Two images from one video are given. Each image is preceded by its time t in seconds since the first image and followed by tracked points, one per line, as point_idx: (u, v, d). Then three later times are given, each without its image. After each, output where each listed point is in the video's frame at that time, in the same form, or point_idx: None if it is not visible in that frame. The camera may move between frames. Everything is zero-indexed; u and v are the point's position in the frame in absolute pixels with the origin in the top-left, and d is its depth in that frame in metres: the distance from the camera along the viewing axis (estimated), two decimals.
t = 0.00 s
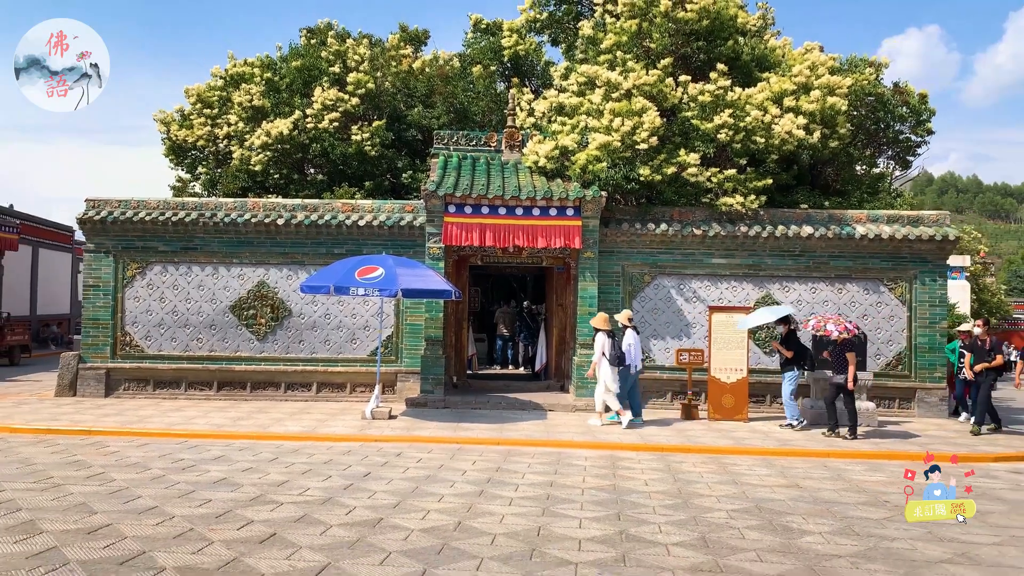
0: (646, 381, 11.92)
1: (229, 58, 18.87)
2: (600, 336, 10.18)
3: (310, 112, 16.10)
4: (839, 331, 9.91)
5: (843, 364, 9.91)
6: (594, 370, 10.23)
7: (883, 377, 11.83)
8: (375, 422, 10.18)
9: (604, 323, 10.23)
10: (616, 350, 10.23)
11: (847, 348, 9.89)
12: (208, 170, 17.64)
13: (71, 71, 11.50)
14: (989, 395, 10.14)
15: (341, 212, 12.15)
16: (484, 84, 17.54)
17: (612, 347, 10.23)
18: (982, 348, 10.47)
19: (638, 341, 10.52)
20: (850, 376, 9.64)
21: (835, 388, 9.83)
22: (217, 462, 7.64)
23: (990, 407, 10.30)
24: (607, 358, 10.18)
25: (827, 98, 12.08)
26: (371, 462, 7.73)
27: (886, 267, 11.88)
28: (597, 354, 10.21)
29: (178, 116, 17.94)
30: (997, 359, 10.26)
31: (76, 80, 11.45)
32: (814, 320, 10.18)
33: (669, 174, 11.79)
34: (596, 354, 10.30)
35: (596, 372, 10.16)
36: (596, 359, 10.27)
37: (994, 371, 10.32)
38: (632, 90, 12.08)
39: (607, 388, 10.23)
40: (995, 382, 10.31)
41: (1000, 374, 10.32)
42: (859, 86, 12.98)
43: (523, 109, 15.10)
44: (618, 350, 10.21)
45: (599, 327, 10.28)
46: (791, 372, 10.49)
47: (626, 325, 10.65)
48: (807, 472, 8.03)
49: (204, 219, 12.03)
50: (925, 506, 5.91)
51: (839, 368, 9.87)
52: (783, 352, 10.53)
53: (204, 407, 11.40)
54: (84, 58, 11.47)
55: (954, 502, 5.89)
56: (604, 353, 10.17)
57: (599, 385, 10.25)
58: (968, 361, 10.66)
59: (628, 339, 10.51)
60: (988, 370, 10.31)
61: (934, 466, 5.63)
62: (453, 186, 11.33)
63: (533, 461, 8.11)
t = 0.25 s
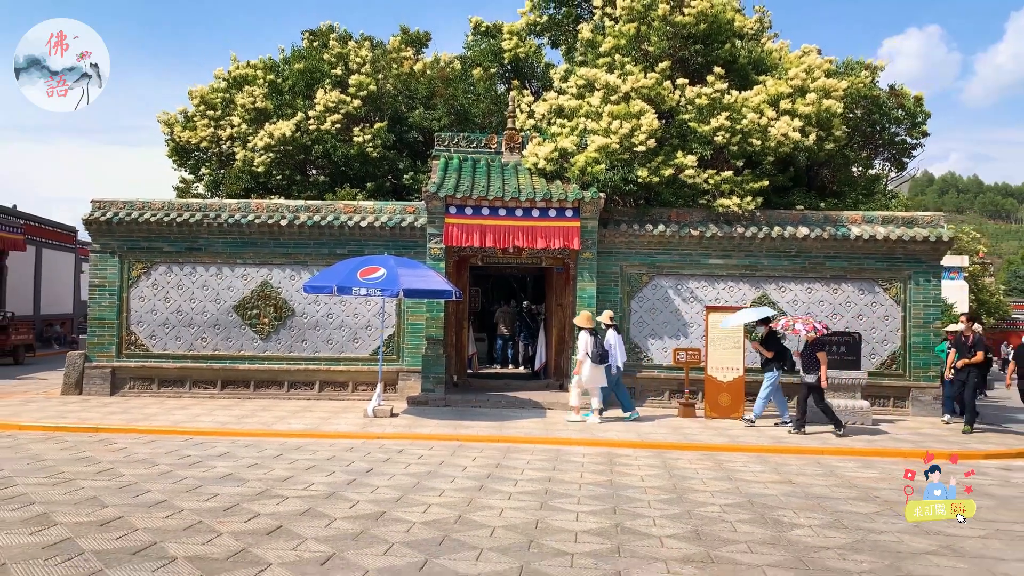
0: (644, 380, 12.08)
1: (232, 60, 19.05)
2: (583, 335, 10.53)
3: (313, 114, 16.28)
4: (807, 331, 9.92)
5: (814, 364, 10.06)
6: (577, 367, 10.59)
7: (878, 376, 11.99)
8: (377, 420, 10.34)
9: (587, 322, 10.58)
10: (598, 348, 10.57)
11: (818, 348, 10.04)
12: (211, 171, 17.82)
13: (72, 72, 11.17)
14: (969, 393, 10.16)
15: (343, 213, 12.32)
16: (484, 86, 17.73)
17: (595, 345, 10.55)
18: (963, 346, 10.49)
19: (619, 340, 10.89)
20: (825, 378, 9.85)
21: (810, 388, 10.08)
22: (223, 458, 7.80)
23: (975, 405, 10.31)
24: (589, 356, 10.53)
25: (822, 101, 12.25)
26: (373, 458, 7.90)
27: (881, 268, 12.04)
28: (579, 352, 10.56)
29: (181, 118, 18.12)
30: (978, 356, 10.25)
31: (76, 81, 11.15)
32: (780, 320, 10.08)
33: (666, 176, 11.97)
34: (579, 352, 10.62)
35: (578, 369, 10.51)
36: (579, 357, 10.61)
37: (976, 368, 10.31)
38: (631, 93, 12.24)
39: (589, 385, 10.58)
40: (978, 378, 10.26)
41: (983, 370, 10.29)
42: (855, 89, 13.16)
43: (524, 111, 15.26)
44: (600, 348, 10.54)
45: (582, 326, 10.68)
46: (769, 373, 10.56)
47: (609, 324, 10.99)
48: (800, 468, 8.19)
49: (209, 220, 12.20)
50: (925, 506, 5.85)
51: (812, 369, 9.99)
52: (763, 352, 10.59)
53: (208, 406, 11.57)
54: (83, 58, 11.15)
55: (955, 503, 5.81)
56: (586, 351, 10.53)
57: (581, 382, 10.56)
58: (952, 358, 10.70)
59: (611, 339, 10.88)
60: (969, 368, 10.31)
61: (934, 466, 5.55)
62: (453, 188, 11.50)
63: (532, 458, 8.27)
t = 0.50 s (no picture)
0: (643, 380, 12.22)
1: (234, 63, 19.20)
2: (566, 336, 10.74)
3: (315, 116, 16.42)
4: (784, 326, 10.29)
5: (793, 361, 10.29)
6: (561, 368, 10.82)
7: (875, 376, 12.14)
8: (379, 419, 10.49)
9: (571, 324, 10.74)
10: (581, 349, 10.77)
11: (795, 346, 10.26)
12: (214, 173, 17.97)
13: (72, 71, 11.04)
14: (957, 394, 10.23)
15: (345, 215, 12.47)
16: (485, 88, 17.88)
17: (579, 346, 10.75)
18: (950, 346, 10.43)
19: (603, 338, 11.15)
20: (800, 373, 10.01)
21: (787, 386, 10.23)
22: (228, 456, 7.94)
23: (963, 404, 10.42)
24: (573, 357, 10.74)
25: (819, 104, 12.39)
26: (376, 456, 8.04)
27: (877, 269, 12.18)
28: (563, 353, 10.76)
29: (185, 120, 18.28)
30: (964, 357, 10.25)
31: (76, 81, 10.98)
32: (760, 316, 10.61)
33: (665, 178, 12.11)
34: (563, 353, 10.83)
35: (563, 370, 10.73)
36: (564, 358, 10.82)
37: (961, 369, 10.35)
38: (630, 96, 12.38)
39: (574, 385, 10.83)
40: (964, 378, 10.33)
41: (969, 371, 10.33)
42: (852, 92, 13.30)
43: (524, 113, 15.40)
44: (583, 349, 10.74)
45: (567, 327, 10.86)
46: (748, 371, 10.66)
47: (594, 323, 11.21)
48: (796, 466, 8.33)
49: (213, 222, 12.35)
50: (925, 506, 5.94)
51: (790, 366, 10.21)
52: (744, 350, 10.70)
53: (212, 405, 11.71)
54: (84, 58, 10.99)
55: (954, 502, 5.92)
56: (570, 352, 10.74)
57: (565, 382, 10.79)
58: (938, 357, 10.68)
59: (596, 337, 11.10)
60: (955, 369, 10.35)
61: (932, 466, 5.64)
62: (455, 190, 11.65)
63: (532, 456, 8.42)
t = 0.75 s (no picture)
0: (641, 379, 12.39)
1: (237, 65, 19.38)
2: (550, 333, 11.17)
3: (317, 118, 16.58)
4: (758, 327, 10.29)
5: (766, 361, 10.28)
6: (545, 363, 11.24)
7: (870, 375, 12.32)
8: (382, 418, 10.66)
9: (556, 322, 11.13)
10: (563, 346, 11.12)
11: (769, 346, 10.28)
12: (217, 174, 18.14)
13: (72, 71, 11.65)
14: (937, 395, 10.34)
15: (348, 216, 12.65)
16: (486, 90, 18.06)
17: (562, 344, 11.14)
18: (929, 345, 10.50)
19: (592, 340, 11.28)
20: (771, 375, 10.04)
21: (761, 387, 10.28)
22: (235, 454, 8.11)
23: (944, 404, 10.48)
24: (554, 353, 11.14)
25: (815, 107, 12.56)
26: (380, 454, 8.21)
27: (872, 270, 12.34)
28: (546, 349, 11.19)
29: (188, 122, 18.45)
30: (942, 357, 10.32)
31: (76, 81, 11.59)
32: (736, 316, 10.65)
33: (663, 181, 12.29)
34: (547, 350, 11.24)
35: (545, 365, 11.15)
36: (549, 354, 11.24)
37: (940, 369, 10.42)
38: (628, 99, 12.55)
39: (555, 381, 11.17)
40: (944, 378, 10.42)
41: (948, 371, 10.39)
42: (848, 95, 13.48)
43: (525, 116, 15.57)
44: (564, 347, 11.09)
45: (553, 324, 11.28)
46: (732, 370, 10.78)
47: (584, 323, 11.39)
48: (791, 464, 8.50)
49: (217, 224, 12.53)
50: (925, 506, 6.02)
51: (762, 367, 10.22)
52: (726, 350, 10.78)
53: (217, 404, 11.88)
54: (84, 58, 11.59)
55: (954, 502, 6.00)
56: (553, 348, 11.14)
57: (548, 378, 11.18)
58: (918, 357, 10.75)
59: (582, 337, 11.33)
60: (934, 369, 10.42)
61: (934, 466, 5.76)
62: (456, 192, 11.81)
63: (533, 454, 8.59)
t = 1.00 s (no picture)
0: (639, 379, 12.54)
1: (239, 67, 19.52)
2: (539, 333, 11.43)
3: (319, 120, 16.72)
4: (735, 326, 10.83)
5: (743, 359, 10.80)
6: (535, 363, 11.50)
7: (865, 375, 12.47)
8: (384, 417, 10.81)
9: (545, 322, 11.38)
10: (552, 346, 11.38)
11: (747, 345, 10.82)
12: (219, 175, 18.29)
13: (72, 71, 11.75)
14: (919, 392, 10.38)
15: (350, 218, 12.80)
16: (486, 92, 18.22)
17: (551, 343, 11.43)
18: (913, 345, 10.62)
19: (582, 341, 11.38)
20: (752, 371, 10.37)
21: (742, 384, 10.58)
22: (239, 452, 8.26)
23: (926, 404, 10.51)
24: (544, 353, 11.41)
25: (811, 109, 12.71)
26: (381, 452, 8.35)
27: (868, 270, 12.48)
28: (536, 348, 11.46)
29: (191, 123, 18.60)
30: (924, 355, 10.42)
31: (77, 80, 11.63)
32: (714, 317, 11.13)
33: (661, 182, 12.44)
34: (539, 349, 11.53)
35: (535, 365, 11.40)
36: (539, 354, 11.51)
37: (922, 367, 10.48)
38: (627, 102, 12.69)
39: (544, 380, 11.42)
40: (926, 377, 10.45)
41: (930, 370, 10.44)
42: (844, 97, 13.63)
43: (524, 117, 15.71)
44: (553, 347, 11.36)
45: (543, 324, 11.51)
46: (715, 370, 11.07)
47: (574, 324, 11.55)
48: (786, 462, 8.65)
49: (221, 225, 12.68)
50: (925, 506, 6.07)
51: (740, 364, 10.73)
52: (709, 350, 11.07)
53: (220, 403, 12.03)
54: (85, 59, 11.61)
55: (954, 502, 6.06)
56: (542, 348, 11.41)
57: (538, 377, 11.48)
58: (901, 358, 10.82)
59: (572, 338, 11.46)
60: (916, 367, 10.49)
61: (935, 465, 5.83)
62: (456, 194, 11.95)
63: (532, 452, 8.73)
